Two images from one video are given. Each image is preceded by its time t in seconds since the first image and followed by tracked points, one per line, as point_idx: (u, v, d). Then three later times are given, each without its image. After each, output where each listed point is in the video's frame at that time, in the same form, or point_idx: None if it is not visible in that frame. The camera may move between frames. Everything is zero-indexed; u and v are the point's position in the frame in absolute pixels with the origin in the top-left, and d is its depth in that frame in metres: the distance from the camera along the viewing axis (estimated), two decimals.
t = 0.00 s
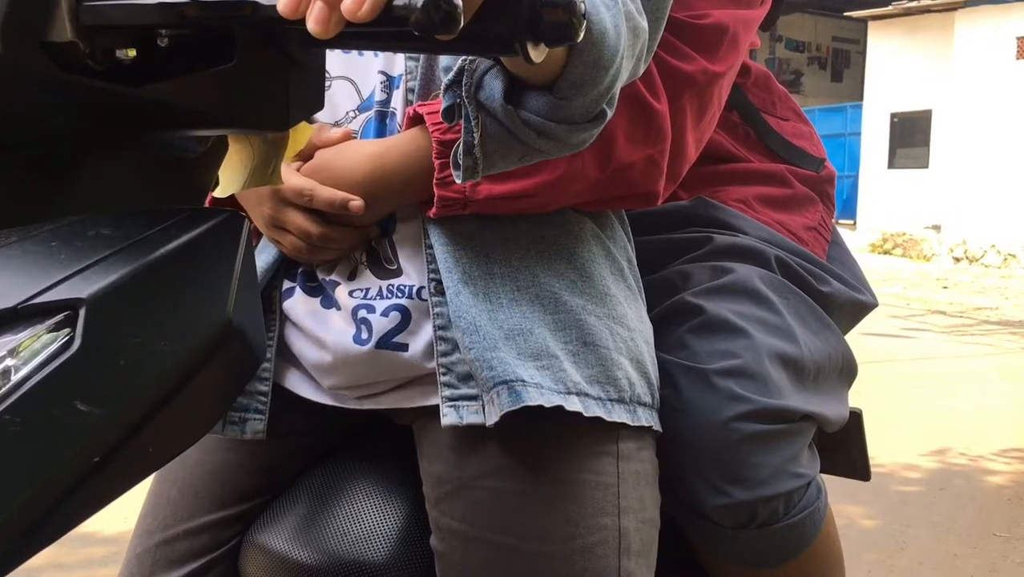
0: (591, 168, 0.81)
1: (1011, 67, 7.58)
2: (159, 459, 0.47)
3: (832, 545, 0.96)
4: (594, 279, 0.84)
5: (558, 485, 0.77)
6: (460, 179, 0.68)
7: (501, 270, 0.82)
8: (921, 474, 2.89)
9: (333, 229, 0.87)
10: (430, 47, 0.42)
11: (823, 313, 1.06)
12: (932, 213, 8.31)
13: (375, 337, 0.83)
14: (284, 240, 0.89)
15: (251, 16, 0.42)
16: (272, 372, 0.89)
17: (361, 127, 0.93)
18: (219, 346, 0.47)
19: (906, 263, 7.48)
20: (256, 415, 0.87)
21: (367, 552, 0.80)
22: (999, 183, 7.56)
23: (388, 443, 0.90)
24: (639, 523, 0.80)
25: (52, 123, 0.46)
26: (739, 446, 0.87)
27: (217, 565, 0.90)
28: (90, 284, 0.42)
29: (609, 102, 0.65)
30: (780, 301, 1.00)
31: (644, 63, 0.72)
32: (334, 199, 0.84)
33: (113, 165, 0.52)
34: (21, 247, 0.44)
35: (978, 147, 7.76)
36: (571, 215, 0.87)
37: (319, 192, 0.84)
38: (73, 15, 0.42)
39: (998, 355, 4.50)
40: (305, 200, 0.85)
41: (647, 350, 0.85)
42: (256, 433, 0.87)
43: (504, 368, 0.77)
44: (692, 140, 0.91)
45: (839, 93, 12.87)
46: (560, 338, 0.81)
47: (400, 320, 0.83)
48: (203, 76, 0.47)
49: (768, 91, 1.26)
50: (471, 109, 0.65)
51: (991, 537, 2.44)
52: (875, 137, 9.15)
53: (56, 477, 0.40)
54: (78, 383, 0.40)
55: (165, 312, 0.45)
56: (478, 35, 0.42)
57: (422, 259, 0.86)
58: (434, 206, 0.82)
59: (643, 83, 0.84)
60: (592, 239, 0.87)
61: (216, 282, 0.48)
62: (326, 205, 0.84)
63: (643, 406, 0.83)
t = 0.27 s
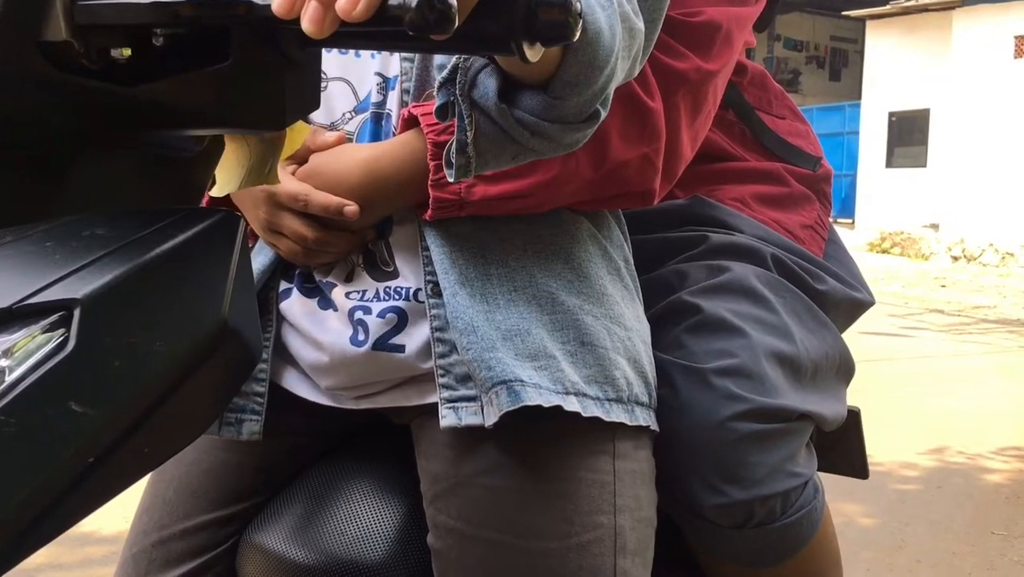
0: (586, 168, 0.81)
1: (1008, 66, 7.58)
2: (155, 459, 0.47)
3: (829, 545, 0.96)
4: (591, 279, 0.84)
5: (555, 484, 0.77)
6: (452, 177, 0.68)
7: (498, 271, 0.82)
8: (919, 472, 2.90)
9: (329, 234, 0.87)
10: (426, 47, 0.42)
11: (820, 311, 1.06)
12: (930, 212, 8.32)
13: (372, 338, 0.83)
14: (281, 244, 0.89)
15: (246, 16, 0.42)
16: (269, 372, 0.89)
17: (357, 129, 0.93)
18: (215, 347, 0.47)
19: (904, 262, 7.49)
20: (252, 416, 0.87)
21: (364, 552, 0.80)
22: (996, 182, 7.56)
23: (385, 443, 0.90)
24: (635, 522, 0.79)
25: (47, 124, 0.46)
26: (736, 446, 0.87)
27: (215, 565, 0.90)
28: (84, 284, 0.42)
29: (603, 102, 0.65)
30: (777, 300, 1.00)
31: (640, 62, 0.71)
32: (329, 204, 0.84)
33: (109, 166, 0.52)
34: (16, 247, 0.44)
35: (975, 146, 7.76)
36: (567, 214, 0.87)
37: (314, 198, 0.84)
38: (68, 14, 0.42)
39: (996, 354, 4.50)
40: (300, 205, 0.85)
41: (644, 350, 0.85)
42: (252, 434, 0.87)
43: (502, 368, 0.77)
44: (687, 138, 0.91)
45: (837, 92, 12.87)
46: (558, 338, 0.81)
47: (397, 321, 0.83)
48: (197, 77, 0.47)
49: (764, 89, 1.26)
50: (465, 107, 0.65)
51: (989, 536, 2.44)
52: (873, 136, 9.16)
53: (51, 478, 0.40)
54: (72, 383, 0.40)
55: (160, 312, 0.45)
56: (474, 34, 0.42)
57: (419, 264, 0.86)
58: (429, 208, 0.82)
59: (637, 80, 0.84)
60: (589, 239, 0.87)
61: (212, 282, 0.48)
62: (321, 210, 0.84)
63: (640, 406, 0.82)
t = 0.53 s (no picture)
0: (585, 168, 0.81)
1: (1006, 65, 7.59)
2: (150, 460, 0.47)
3: (827, 545, 0.96)
4: (590, 279, 0.84)
5: (553, 484, 0.77)
6: (449, 178, 0.68)
7: (497, 270, 0.82)
8: (917, 471, 2.90)
9: (327, 234, 0.87)
10: (423, 48, 0.42)
11: (818, 310, 1.06)
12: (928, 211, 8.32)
13: (370, 339, 0.82)
14: (278, 245, 0.89)
15: (242, 16, 0.42)
16: (267, 372, 0.89)
17: (354, 129, 0.93)
18: (211, 349, 0.47)
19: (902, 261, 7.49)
20: (250, 417, 0.87)
21: (363, 553, 0.80)
22: (994, 181, 7.57)
23: (382, 443, 0.90)
24: (630, 521, 0.79)
25: (41, 125, 0.46)
26: (735, 446, 0.87)
27: (212, 566, 0.89)
28: (79, 286, 0.42)
29: (601, 104, 0.64)
30: (775, 299, 1.00)
31: (639, 63, 0.71)
32: (328, 205, 0.84)
33: (104, 166, 0.52)
34: (10, 248, 0.44)
35: (973, 145, 7.77)
36: (566, 214, 0.87)
37: (311, 198, 0.84)
38: (63, 14, 0.41)
39: (994, 353, 4.50)
40: (298, 206, 0.85)
41: (642, 350, 0.85)
42: (250, 435, 0.87)
43: (502, 368, 0.77)
44: (685, 137, 0.91)
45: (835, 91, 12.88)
46: (557, 337, 0.81)
47: (395, 322, 0.83)
48: (192, 79, 0.47)
49: (760, 88, 1.26)
50: (462, 108, 0.65)
51: (987, 535, 2.45)
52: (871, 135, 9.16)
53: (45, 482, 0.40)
54: (67, 386, 0.40)
55: (156, 314, 0.44)
56: (470, 35, 0.42)
57: (416, 263, 0.86)
58: (428, 209, 0.82)
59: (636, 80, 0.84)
60: (587, 239, 0.87)
61: (208, 282, 0.48)
62: (319, 211, 0.84)
63: (639, 406, 0.82)
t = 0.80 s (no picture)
0: (584, 172, 0.81)
1: (1002, 64, 7.60)
2: (148, 464, 0.47)
3: (825, 545, 0.96)
4: (588, 279, 0.84)
5: (550, 484, 0.77)
6: (451, 181, 0.68)
7: (496, 271, 0.82)
8: (914, 470, 2.90)
9: (325, 234, 0.86)
10: (420, 51, 0.42)
11: (816, 310, 1.06)
12: (924, 210, 8.34)
13: (368, 341, 0.82)
14: (276, 245, 0.89)
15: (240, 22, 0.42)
16: (265, 374, 0.88)
17: (352, 130, 0.93)
18: (209, 353, 0.47)
19: (898, 260, 7.50)
20: (247, 418, 0.87)
21: (360, 555, 0.80)
22: (990, 180, 7.58)
23: (381, 444, 0.90)
24: (628, 522, 0.79)
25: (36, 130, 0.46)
26: (733, 447, 0.87)
27: (210, 568, 0.89)
28: (75, 291, 0.42)
29: (603, 106, 0.64)
30: (773, 300, 1.00)
31: (640, 66, 0.71)
32: (326, 206, 0.83)
33: (101, 169, 0.52)
34: (7, 254, 0.44)
35: (969, 145, 7.78)
36: (564, 215, 0.87)
37: (310, 199, 0.84)
38: (59, 18, 0.42)
39: (990, 352, 4.51)
40: (296, 206, 0.85)
41: (640, 351, 0.85)
42: (247, 437, 0.86)
43: (500, 368, 0.77)
44: (684, 141, 0.91)
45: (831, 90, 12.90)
46: (556, 338, 0.80)
47: (392, 324, 0.83)
48: (188, 83, 0.47)
49: (758, 88, 1.26)
50: (464, 111, 0.65)
51: (984, 533, 2.45)
52: (867, 134, 9.17)
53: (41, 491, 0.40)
54: (64, 392, 0.40)
55: (152, 320, 0.44)
56: (468, 39, 0.42)
57: (414, 264, 0.85)
58: (427, 210, 0.82)
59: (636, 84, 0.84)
60: (585, 240, 0.87)
61: (206, 285, 0.48)
62: (317, 212, 0.84)
63: (637, 407, 0.82)
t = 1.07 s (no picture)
0: (583, 178, 0.81)
1: (999, 65, 7.61)
2: (148, 471, 0.47)
3: (825, 548, 0.96)
4: (587, 283, 0.84)
5: (551, 488, 0.77)
6: (451, 187, 0.68)
7: (495, 276, 0.82)
8: (913, 470, 2.90)
9: (323, 239, 0.86)
10: (421, 56, 0.42)
11: (815, 313, 1.06)
12: (922, 210, 8.34)
13: (367, 345, 0.82)
14: (275, 249, 0.89)
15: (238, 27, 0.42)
16: (264, 378, 0.88)
17: (351, 133, 0.92)
18: (209, 359, 0.47)
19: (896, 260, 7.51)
20: (246, 423, 0.87)
21: (360, 559, 0.79)
22: (988, 180, 7.59)
23: (380, 447, 0.90)
24: (628, 527, 0.79)
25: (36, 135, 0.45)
26: (733, 451, 0.86)
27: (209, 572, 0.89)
28: (75, 298, 0.42)
29: (603, 112, 0.64)
30: (773, 303, 1.00)
31: (641, 71, 0.71)
32: (325, 210, 0.83)
33: (101, 174, 0.51)
34: (5, 260, 0.44)
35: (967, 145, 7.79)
36: (563, 219, 0.86)
37: (309, 203, 0.84)
38: (58, 23, 0.42)
39: (988, 352, 4.51)
40: (295, 211, 0.85)
41: (639, 355, 0.85)
42: (247, 441, 0.86)
43: (500, 373, 0.76)
44: (683, 146, 0.92)
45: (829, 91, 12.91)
46: (555, 343, 0.80)
47: (392, 328, 0.82)
48: (188, 88, 0.47)
49: (758, 90, 1.26)
50: (464, 117, 0.65)
51: (982, 534, 2.45)
52: (865, 135, 9.18)
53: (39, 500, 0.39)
54: (63, 399, 0.40)
55: (152, 327, 0.44)
56: (469, 44, 0.42)
57: (414, 269, 0.85)
58: (426, 215, 0.82)
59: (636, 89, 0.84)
60: (584, 243, 0.87)
61: (205, 292, 0.47)
62: (316, 216, 0.84)
63: (636, 411, 0.82)
